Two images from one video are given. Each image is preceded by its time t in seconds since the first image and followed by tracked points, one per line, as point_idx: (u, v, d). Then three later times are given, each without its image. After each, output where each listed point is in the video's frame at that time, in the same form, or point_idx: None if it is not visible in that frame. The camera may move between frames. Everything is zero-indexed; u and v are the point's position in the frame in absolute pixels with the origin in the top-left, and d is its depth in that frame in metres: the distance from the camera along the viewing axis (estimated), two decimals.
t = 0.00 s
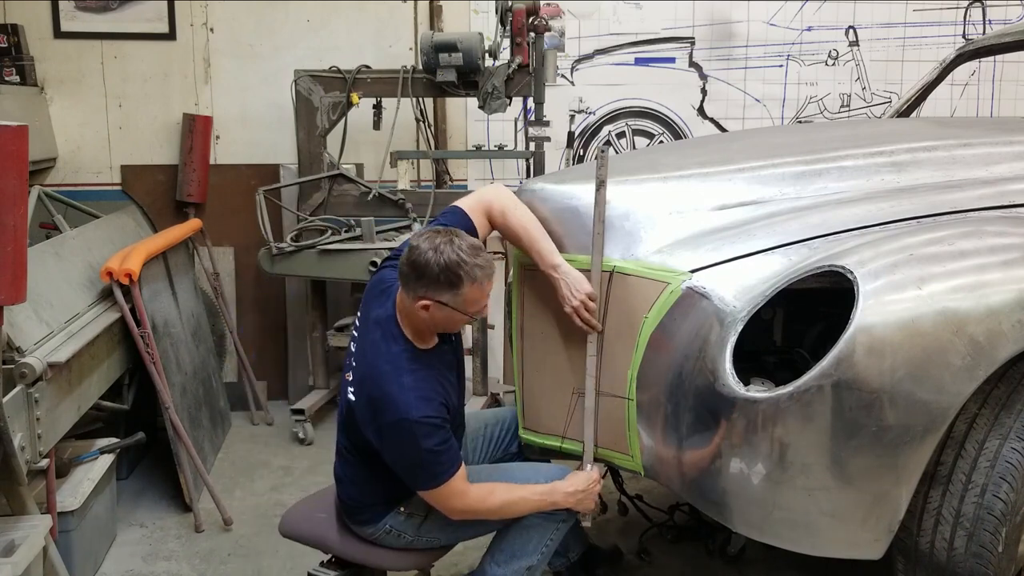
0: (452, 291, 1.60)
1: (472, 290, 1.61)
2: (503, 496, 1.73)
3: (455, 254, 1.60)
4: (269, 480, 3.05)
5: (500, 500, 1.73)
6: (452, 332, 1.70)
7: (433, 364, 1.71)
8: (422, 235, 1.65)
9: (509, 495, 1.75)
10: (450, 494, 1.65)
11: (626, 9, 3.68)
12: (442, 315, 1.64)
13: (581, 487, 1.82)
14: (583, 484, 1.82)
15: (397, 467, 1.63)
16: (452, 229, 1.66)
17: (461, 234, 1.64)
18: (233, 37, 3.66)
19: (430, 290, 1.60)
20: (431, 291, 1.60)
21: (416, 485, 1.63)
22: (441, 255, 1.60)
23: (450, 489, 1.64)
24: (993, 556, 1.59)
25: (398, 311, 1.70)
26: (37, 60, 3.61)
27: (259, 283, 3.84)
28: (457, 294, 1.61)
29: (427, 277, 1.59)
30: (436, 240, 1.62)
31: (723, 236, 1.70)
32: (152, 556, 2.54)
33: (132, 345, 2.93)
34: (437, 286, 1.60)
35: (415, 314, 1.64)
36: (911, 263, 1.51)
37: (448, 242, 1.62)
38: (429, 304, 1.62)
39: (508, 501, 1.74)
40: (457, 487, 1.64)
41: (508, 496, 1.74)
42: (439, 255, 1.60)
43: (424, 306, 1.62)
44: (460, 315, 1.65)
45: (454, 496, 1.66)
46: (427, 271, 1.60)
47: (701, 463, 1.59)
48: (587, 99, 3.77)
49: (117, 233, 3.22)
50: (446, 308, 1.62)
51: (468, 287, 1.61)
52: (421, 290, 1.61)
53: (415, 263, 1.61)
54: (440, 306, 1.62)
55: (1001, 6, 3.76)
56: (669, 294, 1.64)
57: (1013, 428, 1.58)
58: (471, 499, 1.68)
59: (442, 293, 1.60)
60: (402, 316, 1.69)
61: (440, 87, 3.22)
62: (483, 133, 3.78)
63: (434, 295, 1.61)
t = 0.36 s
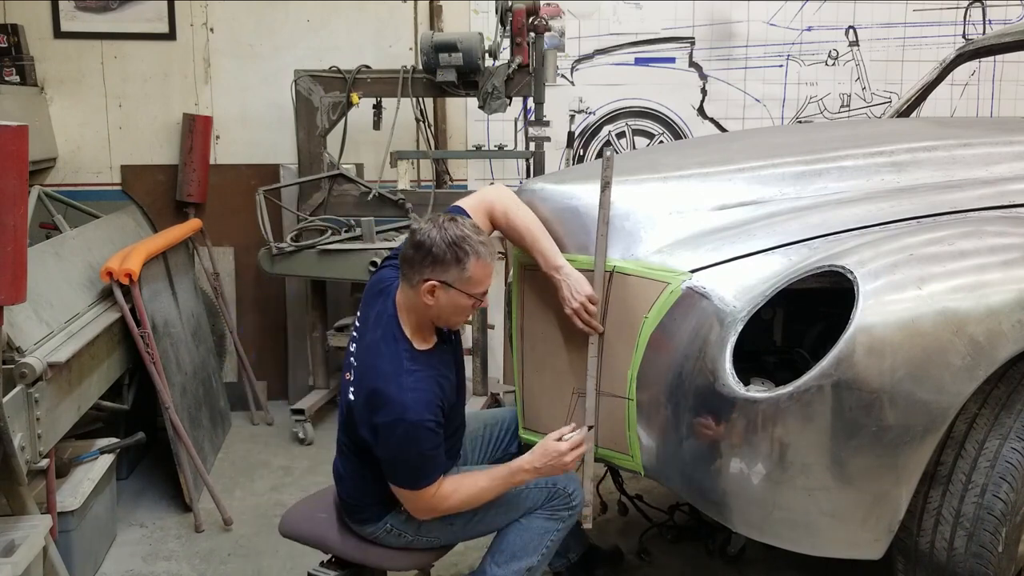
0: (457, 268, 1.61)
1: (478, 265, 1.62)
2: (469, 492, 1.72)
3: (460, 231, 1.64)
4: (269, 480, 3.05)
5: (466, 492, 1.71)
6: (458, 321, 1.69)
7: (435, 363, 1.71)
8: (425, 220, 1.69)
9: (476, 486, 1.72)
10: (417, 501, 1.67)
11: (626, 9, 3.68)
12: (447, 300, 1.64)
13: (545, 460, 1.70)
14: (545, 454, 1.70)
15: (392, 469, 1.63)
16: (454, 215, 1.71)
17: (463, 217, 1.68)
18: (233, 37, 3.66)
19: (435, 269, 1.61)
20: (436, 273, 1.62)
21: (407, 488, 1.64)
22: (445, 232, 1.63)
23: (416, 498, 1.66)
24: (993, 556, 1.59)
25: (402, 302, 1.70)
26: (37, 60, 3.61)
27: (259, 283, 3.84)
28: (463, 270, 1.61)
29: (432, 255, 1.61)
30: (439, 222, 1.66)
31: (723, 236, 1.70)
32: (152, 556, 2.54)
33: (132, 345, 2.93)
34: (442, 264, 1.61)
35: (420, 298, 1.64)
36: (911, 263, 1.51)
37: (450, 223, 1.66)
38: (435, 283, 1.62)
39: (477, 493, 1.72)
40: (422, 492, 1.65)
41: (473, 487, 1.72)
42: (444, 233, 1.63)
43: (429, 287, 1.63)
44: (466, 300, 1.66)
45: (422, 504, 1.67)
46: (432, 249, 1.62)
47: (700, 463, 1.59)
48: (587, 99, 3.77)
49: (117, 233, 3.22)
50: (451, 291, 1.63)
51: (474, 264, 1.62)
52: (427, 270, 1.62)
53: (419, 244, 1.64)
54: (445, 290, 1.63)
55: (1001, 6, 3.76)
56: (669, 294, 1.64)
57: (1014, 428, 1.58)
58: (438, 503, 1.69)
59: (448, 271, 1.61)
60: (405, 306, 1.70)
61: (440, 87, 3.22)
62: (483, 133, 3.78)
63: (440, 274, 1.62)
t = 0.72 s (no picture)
0: (460, 276, 1.61)
1: (480, 274, 1.62)
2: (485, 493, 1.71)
3: (464, 238, 1.63)
4: (269, 480, 3.05)
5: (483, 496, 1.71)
6: (456, 326, 1.69)
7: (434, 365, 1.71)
8: (430, 223, 1.67)
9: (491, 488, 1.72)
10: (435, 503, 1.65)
11: (626, 8, 3.68)
12: (448, 305, 1.64)
13: (561, 468, 1.76)
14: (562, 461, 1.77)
15: (391, 469, 1.63)
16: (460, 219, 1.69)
17: (468, 223, 1.67)
18: (232, 37, 3.66)
19: (438, 276, 1.61)
20: (437, 279, 1.61)
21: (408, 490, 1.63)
22: (450, 238, 1.62)
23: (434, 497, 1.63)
24: (993, 556, 1.59)
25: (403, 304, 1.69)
26: (37, 60, 3.61)
27: (259, 283, 3.84)
28: (465, 278, 1.62)
29: (435, 261, 1.60)
30: (444, 226, 1.65)
31: (723, 236, 1.70)
32: (152, 556, 2.54)
33: (132, 345, 2.93)
34: (445, 271, 1.61)
35: (421, 303, 1.64)
36: (911, 263, 1.51)
37: (456, 228, 1.65)
38: (436, 290, 1.62)
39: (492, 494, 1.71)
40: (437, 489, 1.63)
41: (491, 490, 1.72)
42: (449, 239, 1.62)
43: (431, 292, 1.62)
44: (466, 306, 1.65)
45: (439, 503, 1.65)
46: (435, 254, 1.61)
47: (701, 464, 1.59)
48: (587, 99, 3.77)
49: (117, 233, 3.22)
50: (450, 297, 1.63)
51: (476, 273, 1.62)
52: (429, 276, 1.62)
53: (423, 248, 1.63)
54: (446, 295, 1.63)
55: (1001, 6, 3.76)
56: (669, 294, 1.64)
57: (1014, 428, 1.58)
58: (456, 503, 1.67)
59: (450, 279, 1.61)
60: (404, 309, 1.69)
61: (440, 87, 3.22)
62: (483, 133, 3.78)
63: (441, 281, 1.62)
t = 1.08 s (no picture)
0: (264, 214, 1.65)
1: (280, 205, 1.67)
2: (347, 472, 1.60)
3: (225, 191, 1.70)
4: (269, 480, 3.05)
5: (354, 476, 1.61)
6: (296, 271, 1.68)
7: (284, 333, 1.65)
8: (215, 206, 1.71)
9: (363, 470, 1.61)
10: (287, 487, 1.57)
11: (626, 9, 3.68)
12: (273, 249, 1.64)
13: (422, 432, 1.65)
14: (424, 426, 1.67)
15: (236, 445, 1.57)
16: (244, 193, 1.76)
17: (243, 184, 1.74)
18: (233, 37, 3.66)
19: (241, 226, 1.64)
20: (245, 229, 1.63)
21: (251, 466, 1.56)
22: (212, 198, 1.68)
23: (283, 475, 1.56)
24: (993, 556, 1.59)
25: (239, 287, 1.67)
26: (37, 60, 3.61)
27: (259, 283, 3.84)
28: (268, 214, 1.65)
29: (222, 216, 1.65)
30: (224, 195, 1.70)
31: (723, 236, 1.70)
32: (151, 556, 2.54)
33: (132, 345, 2.93)
34: (247, 222, 1.64)
35: (251, 259, 1.63)
36: (911, 263, 1.50)
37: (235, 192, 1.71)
38: (253, 238, 1.63)
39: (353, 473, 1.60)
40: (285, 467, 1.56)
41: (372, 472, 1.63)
42: (229, 198, 1.68)
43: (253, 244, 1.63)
44: (290, 243, 1.66)
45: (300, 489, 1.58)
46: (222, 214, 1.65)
47: (701, 464, 1.59)
48: (587, 99, 3.77)
49: (117, 233, 3.22)
50: (271, 240, 1.64)
51: (276, 208, 1.67)
52: (241, 229, 1.64)
53: (213, 220, 1.66)
54: (266, 240, 1.64)
55: (1001, 6, 3.75)
56: (669, 294, 1.65)
57: (1013, 428, 1.58)
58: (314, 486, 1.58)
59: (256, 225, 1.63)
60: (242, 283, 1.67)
61: (440, 87, 3.22)
62: (483, 134, 3.78)
63: (251, 229, 1.63)
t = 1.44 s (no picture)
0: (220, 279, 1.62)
1: (233, 272, 1.61)
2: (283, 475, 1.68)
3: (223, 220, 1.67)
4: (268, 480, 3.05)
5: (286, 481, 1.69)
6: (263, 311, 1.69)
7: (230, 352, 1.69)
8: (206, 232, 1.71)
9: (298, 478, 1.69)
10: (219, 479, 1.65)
11: (626, 9, 3.68)
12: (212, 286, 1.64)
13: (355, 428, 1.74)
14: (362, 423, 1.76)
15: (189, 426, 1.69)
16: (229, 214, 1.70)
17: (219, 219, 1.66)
18: (233, 37, 3.66)
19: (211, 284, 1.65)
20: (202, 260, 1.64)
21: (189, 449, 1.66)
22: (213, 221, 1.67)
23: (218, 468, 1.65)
24: (993, 556, 1.59)
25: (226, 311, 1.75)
26: (37, 60, 3.61)
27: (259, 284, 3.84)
28: (226, 279, 1.61)
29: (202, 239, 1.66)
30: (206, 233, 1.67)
31: (723, 236, 1.70)
32: (151, 556, 2.54)
33: (132, 345, 2.93)
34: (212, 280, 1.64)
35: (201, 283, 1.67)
36: (911, 263, 1.50)
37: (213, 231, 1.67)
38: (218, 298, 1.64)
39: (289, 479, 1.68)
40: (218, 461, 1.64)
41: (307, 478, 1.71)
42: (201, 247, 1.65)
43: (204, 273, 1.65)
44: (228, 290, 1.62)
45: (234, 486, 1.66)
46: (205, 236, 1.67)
47: (701, 464, 1.59)
48: (587, 99, 3.77)
49: (117, 233, 3.22)
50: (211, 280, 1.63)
51: (233, 274, 1.61)
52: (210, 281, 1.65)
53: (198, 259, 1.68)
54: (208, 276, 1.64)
55: (1001, 6, 3.75)
56: (669, 294, 1.65)
57: (1014, 428, 1.58)
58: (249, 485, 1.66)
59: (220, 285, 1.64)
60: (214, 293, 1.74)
61: (440, 87, 3.22)
62: (483, 133, 3.78)
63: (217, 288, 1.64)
